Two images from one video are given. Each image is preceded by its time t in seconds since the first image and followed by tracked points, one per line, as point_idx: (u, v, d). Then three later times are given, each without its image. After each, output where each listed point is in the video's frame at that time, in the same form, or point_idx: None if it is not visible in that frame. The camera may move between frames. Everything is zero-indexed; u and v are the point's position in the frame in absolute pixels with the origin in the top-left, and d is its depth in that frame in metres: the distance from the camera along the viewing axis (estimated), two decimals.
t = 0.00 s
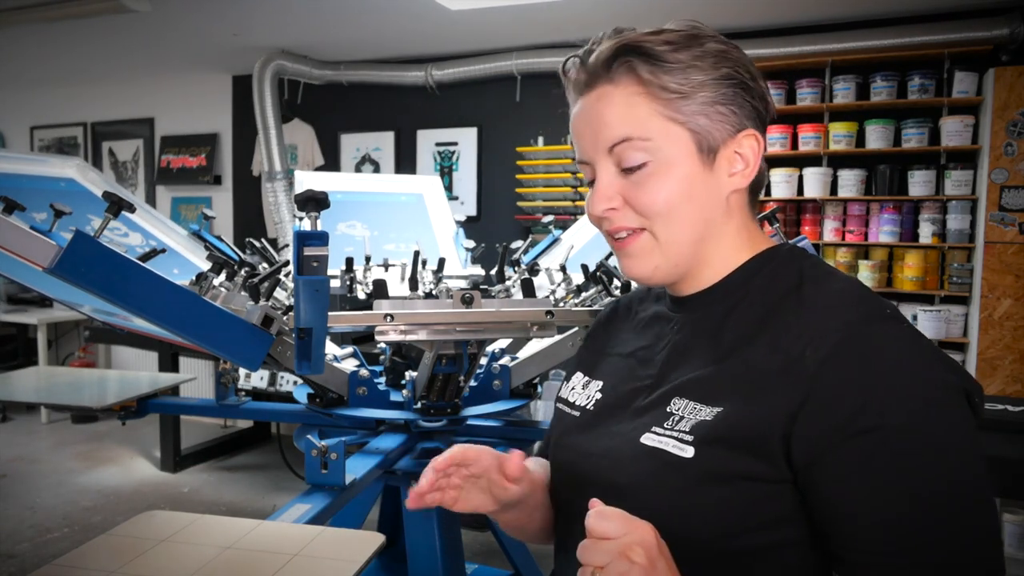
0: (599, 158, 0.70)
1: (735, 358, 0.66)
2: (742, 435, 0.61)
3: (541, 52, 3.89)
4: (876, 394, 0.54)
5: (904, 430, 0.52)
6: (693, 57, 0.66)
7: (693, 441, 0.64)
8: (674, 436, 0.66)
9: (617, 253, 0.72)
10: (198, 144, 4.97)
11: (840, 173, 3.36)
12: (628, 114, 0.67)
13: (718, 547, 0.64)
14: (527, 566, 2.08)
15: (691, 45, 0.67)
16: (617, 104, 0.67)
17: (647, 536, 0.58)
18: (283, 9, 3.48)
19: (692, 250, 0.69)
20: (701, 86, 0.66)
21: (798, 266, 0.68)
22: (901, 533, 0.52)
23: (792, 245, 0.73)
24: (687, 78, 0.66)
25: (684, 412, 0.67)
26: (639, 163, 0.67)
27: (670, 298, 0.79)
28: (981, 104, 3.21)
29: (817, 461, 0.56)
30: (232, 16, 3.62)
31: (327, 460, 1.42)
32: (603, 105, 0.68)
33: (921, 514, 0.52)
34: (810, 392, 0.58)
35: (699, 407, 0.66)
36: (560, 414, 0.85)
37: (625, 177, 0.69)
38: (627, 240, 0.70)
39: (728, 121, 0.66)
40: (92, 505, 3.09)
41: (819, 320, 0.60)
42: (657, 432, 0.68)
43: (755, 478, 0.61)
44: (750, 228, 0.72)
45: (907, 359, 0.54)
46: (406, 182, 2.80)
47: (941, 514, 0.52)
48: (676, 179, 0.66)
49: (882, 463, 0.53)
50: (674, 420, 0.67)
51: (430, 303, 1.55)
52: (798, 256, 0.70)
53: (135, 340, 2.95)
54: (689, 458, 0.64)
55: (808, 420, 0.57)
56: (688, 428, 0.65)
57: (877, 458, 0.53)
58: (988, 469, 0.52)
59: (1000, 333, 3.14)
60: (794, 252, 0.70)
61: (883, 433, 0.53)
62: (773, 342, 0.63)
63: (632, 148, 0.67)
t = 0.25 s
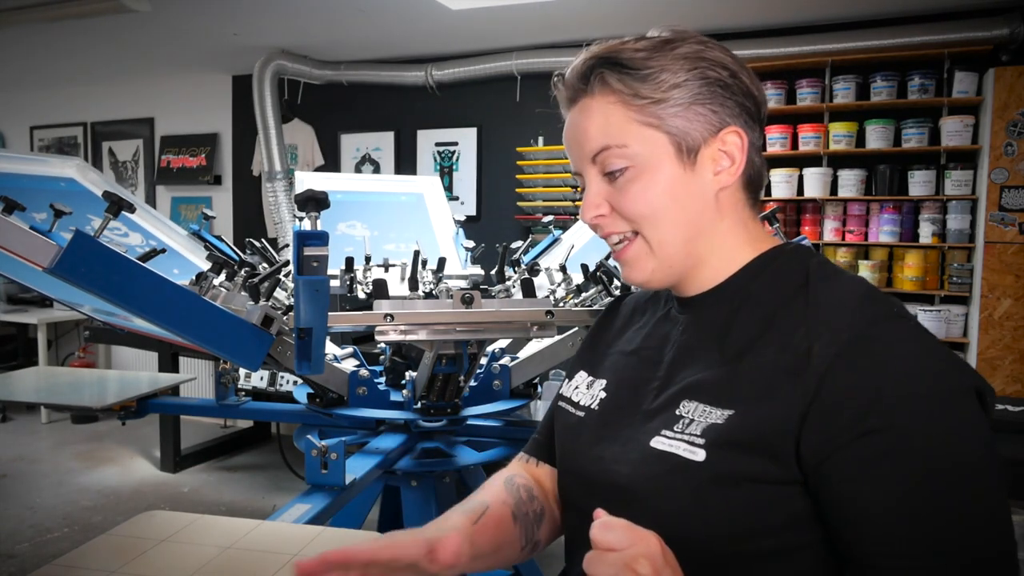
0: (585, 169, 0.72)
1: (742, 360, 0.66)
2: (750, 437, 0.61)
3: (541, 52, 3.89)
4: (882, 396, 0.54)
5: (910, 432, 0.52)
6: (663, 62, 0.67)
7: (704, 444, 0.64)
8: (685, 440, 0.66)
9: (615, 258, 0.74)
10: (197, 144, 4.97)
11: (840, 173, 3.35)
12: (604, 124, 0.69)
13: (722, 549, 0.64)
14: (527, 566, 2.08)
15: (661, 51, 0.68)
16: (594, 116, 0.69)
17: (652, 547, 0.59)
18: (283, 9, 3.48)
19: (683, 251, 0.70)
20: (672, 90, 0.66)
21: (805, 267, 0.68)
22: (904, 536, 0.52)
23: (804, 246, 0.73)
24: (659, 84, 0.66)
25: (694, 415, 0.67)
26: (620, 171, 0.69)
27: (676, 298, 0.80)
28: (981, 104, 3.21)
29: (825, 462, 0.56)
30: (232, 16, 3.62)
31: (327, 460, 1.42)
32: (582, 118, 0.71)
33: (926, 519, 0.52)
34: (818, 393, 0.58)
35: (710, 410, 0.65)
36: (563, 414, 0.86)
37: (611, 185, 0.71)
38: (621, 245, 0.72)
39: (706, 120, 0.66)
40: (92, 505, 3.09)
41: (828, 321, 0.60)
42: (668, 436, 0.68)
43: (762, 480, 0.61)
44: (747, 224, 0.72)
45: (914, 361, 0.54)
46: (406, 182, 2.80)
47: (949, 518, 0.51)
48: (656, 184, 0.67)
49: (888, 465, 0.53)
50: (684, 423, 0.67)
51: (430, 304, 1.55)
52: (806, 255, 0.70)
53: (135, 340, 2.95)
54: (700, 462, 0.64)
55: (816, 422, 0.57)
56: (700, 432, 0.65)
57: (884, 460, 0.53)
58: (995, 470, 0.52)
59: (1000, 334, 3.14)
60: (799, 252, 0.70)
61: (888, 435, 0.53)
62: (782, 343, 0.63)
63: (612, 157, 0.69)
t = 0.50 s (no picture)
0: (585, 170, 0.73)
1: (742, 360, 0.66)
2: (748, 437, 0.61)
3: (541, 52, 3.89)
4: (881, 397, 0.53)
5: (909, 432, 0.52)
6: (659, 64, 0.66)
7: (698, 445, 0.65)
8: (679, 440, 0.66)
9: (616, 258, 0.75)
10: (197, 144, 4.97)
11: (839, 173, 3.35)
12: (600, 127, 0.69)
13: (723, 550, 0.63)
14: (527, 566, 2.08)
15: (658, 51, 0.67)
16: (591, 118, 0.70)
17: (645, 553, 0.60)
18: (283, 9, 3.49)
19: (681, 253, 0.70)
20: (667, 92, 0.66)
21: (806, 266, 0.68)
22: (903, 536, 0.52)
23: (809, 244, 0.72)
24: (654, 86, 0.66)
25: (691, 415, 0.67)
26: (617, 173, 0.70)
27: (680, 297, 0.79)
28: (981, 104, 3.21)
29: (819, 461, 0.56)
30: (232, 16, 3.63)
31: (327, 460, 1.42)
32: (581, 120, 0.71)
33: (926, 520, 0.51)
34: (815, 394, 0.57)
35: (705, 410, 0.66)
36: (573, 415, 0.86)
37: (609, 186, 0.71)
38: (620, 246, 0.73)
39: (702, 122, 0.66)
40: (92, 505, 3.09)
41: (826, 321, 0.60)
42: (664, 435, 0.68)
43: (763, 480, 0.61)
44: (748, 225, 0.71)
45: (914, 361, 0.54)
46: (406, 182, 2.80)
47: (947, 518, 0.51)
48: (651, 187, 0.67)
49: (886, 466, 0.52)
50: (680, 423, 0.68)
51: (430, 304, 1.55)
52: (809, 254, 0.69)
53: (134, 340, 2.95)
54: (692, 462, 0.65)
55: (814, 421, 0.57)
56: (694, 432, 0.65)
57: (881, 461, 0.53)
58: (995, 471, 0.52)
59: (1000, 334, 3.14)
60: (801, 250, 0.70)
61: (886, 436, 0.52)
62: (780, 343, 0.63)
63: (608, 160, 0.69)
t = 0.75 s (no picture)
0: (582, 168, 0.73)
1: (736, 359, 0.65)
2: (739, 437, 0.60)
3: (541, 52, 3.89)
4: (876, 400, 0.53)
5: (905, 436, 0.51)
6: (658, 63, 0.66)
7: (683, 446, 0.65)
8: (666, 440, 0.67)
9: (612, 256, 0.75)
10: (197, 144, 4.97)
11: (839, 173, 3.35)
12: (598, 126, 0.69)
13: (719, 551, 0.63)
14: (527, 566, 2.08)
15: (658, 50, 0.67)
16: (589, 117, 0.70)
17: (618, 556, 0.62)
18: (283, 9, 3.49)
19: (675, 253, 0.70)
20: (665, 92, 0.65)
21: (804, 265, 0.67)
22: (893, 541, 0.52)
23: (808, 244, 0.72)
24: (652, 86, 0.66)
25: (681, 416, 0.67)
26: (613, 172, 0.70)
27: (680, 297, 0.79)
28: (981, 104, 3.21)
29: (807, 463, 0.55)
30: (232, 16, 3.63)
31: (327, 460, 1.42)
32: (580, 118, 0.71)
33: (922, 522, 0.51)
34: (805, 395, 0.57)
35: (695, 411, 0.66)
36: (578, 414, 0.86)
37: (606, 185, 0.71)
38: (615, 244, 0.73)
39: (699, 123, 0.65)
40: (92, 505, 3.09)
41: (820, 322, 0.59)
42: (654, 435, 0.69)
43: (757, 483, 0.61)
44: (746, 226, 0.71)
45: (911, 366, 0.54)
46: (406, 182, 2.80)
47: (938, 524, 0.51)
48: (645, 187, 0.67)
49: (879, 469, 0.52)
50: (671, 423, 0.68)
51: (430, 304, 1.55)
52: (806, 254, 0.69)
53: (134, 340, 2.95)
54: (676, 463, 0.65)
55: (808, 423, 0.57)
56: (680, 433, 0.66)
57: (874, 463, 0.52)
58: (991, 471, 0.52)
59: (1000, 334, 3.14)
60: (800, 251, 0.69)
61: (880, 438, 0.52)
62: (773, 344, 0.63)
63: (604, 159, 0.69)
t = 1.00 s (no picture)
0: (587, 167, 0.73)
1: (732, 359, 0.65)
2: (735, 439, 0.60)
3: (541, 52, 3.89)
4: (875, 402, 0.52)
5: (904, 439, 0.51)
6: (663, 64, 0.66)
7: (672, 444, 0.65)
8: (658, 438, 0.67)
9: (615, 255, 0.76)
10: (197, 144, 4.97)
11: (840, 173, 3.35)
12: (602, 126, 0.69)
13: (718, 553, 0.63)
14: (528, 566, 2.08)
15: (663, 51, 0.67)
16: (593, 116, 0.70)
17: (588, 560, 0.62)
18: (283, 9, 3.49)
19: (677, 254, 0.70)
20: (669, 94, 0.65)
21: (801, 266, 0.67)
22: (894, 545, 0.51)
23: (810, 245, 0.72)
24: (656, 87, 0.66)
25: (673, 415, 0.68)
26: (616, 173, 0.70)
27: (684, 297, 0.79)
28: (981, 104, 3.21)
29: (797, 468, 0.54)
30: (232, 16, 3.62)
31: (327, 460, 1.42)
32: (584, 117, 0.72)
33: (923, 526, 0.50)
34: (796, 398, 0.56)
35: (686, 410, 0.66)
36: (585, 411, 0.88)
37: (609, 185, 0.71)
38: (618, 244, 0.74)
39: (703, 125, 0.65)
40: (92, 505, 3.09)
41: (814, 323, 0.59)
42: (647, 433, 0.70)
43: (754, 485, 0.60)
44: (749, 228, 0.70)
45: (905, 369, 0.53)
46: (406, 182, 2.80)
47: (933, 529, 0.50)
48: (648, 188, 0.67)
49: (875, 475, 0.50)
50: (664, 421, 0.68)
51: (430, 304, 1.55)
52: (805, 255, 0.69)
53: (135, 340, 2.95)
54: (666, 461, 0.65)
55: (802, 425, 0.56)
56: (671, 431, 0.66)
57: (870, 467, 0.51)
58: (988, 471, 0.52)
59: (1001, 334, 3.14)
60: (799, 252, 0.69)
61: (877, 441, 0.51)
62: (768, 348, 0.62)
63: (608, 159, 0.70)
